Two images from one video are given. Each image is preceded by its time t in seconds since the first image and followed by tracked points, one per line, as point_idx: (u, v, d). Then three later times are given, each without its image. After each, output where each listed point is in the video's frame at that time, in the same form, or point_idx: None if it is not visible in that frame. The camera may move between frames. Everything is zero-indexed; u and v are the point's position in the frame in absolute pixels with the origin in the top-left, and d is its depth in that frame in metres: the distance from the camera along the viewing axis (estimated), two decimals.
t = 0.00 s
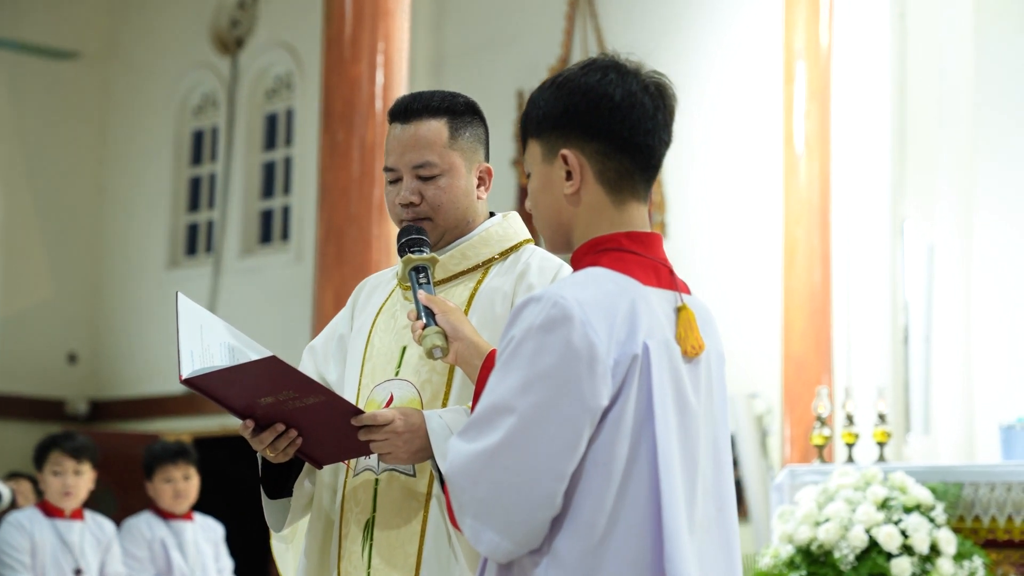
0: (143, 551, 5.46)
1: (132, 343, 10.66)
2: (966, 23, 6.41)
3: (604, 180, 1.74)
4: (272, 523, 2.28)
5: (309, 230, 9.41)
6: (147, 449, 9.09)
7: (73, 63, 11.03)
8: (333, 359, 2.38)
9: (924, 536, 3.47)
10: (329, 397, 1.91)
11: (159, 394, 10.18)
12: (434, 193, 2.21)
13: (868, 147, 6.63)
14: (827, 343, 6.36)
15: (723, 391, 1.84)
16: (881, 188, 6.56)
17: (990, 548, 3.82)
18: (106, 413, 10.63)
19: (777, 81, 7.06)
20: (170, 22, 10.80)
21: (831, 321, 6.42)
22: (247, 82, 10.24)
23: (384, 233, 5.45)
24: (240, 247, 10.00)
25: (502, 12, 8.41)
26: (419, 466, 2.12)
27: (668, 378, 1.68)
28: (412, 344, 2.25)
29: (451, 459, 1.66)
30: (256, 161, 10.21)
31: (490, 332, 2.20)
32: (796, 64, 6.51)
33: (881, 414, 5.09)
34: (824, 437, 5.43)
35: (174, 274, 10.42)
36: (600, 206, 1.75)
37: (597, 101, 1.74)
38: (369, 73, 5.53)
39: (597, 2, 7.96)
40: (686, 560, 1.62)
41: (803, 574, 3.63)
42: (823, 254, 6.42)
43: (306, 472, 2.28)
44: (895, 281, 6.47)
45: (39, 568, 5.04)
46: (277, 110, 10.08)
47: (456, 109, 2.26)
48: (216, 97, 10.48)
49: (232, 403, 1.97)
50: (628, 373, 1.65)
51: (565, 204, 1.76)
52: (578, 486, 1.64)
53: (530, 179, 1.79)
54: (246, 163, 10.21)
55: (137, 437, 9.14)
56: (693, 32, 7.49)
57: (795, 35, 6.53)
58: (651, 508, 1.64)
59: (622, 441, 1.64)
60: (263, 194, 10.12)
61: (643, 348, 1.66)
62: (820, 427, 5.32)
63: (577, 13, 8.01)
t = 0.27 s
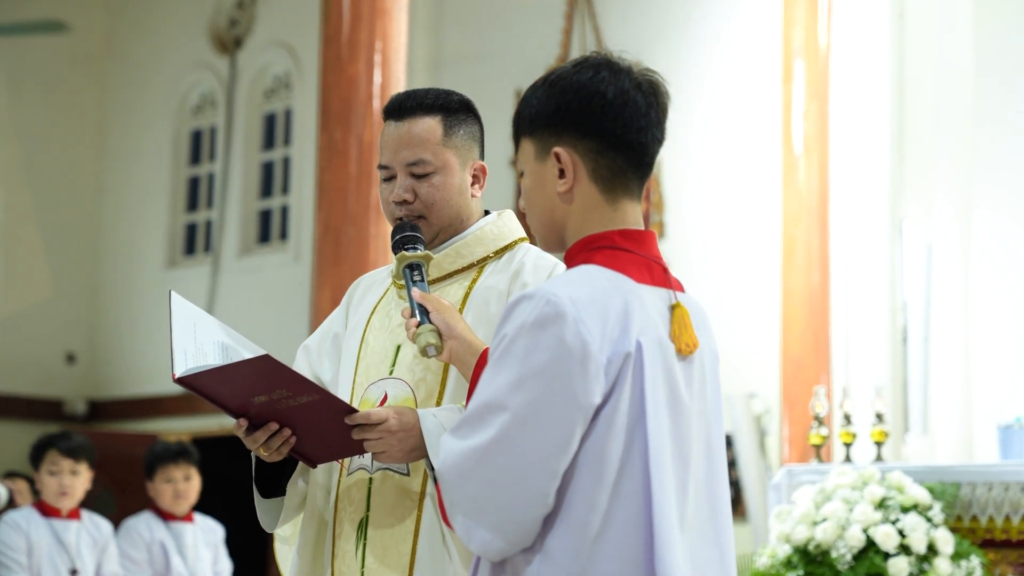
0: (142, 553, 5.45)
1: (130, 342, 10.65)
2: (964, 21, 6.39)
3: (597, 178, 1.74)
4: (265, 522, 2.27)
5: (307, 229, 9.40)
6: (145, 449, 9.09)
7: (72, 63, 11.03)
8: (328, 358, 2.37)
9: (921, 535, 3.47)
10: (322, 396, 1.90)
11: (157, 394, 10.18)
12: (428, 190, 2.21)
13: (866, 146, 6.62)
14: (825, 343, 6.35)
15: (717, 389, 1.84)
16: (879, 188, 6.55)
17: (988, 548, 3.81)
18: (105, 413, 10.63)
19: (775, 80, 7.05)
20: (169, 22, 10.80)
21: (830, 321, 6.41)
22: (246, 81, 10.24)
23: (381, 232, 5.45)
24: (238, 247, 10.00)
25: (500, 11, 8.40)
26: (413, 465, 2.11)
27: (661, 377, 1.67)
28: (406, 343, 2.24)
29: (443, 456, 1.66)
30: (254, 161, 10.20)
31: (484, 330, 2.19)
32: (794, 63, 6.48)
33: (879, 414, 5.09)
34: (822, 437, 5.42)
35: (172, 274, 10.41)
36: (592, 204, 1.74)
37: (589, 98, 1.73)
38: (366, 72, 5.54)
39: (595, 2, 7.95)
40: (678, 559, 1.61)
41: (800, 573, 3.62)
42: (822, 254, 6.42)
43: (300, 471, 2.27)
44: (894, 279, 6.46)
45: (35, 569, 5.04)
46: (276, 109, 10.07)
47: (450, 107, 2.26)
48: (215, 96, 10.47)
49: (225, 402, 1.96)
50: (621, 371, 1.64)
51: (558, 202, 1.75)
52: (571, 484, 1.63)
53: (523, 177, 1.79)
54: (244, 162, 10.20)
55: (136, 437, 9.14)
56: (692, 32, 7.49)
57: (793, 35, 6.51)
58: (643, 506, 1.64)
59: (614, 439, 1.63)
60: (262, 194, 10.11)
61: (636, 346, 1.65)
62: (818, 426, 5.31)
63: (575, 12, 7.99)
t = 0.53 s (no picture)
0: (139, 554, 5.43)
1: (129, 343, 10.64)
2: (962, 20, 6.38)
3: (589, 177, 1.73)
4: (258, 521, 2.26)
5: (305, 229, 9.40)
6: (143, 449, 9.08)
7: (71, 63, 11.02)
8: (321, 357, 2.37)
9: (918, 535, 3.46)
10: (315, 395, 1.89)
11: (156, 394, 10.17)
12: (422, 189, 2.20)
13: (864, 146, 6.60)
14: (823, 342, 6.34)
15: (710, 389, 1.83)
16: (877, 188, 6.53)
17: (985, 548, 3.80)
18: (103, 414, 10.63)
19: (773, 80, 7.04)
20: (167, 22, 10.80)
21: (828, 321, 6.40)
22: (245, 81, 10.23)
23: (379, 232, 5.44)
24: (237, 247, 9.99)
25: (498, 11, 8.39)
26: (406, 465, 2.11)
27: (653, 375, 1.66)
28: (400, 343, 2.24)
29: (434, 456, 1.65)
30: (252, 161, 10.20)
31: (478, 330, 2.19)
32: (792, 62, 6.47)
33: (877, 413, 5.08)
34: (820, 436, 5.41)
35: (170, 274, 10.40)
36: (584, 203, 1.74)
37: (581, 97, 1.72)
38: (364, 73, 5.54)
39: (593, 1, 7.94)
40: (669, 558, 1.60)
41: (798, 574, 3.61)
42: (820, 253, 6.41)
43: (293, 470, 2.26)
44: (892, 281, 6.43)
45: (30, 569, 5.04)
46: (275, 110, 10.07)
47: (444, 106, 2.25)
48: (214, 96, 10.47)
49: (217, 401, 1.96)
50: (612, 370, 1.64)
51: (549, 201, 1.75)
52: (562, 483, 1.62)
53: (515, 177, 1.78)
54: (243, 162, 10.19)
55: (135, 437, 9.13)
56: (690, 33, 7.48)
57: (791, 35, 6.50)
58: (634, 506, 1.63)
59: (606, 438, 1.62)
60: (260, 194, 10.11)
61: (628, 345, 1.65)
62: (815, 426, 5.30)
63: (574, 12, 7.98)
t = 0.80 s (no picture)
0: (138, 554, 5.43)
1: (129, 343, 10.65)
2: (962, 20, 6.37)
3: (583, 176, 1.72)
4: (254, 521, 2.25)
5: (304, 229, 9.39)
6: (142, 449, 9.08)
7: (71, 63, 11.02)
8: (318, 357, 2.36)
9: (917, 535, 3.45)
10: (309, 395, 1.89)
11: (156, 394, 10.17)
12: (417, 189, 2.19)
13: (864, 144, 6.58)
14: (823, 342, 6.33)
15: (706, 389, 1.82)
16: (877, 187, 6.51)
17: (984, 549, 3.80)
18: (103, 414, 10.64)
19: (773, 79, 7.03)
20: (167, 22, 10.79)
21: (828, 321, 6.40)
22: (245, 81, 10.23)
23: (377, 232, 5.43)
24: (237, 247, 9.99)
25: (498, 11, 8.37)
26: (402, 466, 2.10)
27: (649, 374, 1.66)
28: (397, 343, 2.23)
29: (429, 456, 1.64)
30: (253, 161, 10.19)
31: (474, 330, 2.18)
32: (792, 62, 6.45)
33: (876, 414, 5.07)
34: (819, 437, 5.40)
35: (170, 274, 10.40)
36: (579, 202, 1.73)
37: (575, 96, 1.72)
38: (363, 72, 5.53)
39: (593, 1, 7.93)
40: (664, 557, 1.60)
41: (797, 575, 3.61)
42: (820, 254, 6.40)
43: (289, 471, 2.26)
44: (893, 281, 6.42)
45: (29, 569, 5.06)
46: (275, 110, 10.06)
47: (440, 105, 2.24)
48: (214, 97, 10.47)
49: (212, 401, 1.95)
50: (608, 369, 1.63)
51: (544, 200, 1.74)
52: (557, 483, 1.62)
53: (509, 176, 1.77)
54: (242, 163, 10.19)
55: (135, 437, 9.12)
56: (690, 33, 7.47)
57: (791, 34, 6.48)
58: (630, 505, 1.63)
59: (601, 438, 1.62)
60: (260, 194, 10.11)
61: (624, 344, 1.64)
62: (814, 426, 5.29)
63: (573, 12, 7.97)
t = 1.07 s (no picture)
0: (138, 555, 5.42)
1: (130, 344, 10.65)
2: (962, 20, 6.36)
3: (580, 177, 1.72)
4: (253, 523, 2.25)
5: (304, 229, 9.39)
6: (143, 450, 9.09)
7: (71, 63, 11.02)
8: (317, 358, 2.35)
9: (917, 537, 3.45)
10: (305, 396, 1.88)
11: (156, 395, 10.18)
12: (414, 190, 2.19)
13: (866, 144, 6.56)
14: (824, 342, 6.32)
15: (704, 390, 1.82)
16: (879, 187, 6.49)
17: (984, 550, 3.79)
18: (103, 415, 10.64)
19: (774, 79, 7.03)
20: (168, 23, 10.79)
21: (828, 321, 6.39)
22: (245, 82, 10.22)
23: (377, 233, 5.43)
24: (237, 248, 9.99)
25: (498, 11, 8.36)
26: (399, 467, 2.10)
27: (646, 376, 1.65)
28: (395, 344, 2.22)
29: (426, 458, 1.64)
30: (253, 162, 10.20)
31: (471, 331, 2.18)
32: (792, 62, 6.44)
33: (875, 414, 5.07)
34: (819, 437, 5.39)
35: (171, 274, 10.40)
36: (576, 202, 1.73)
37: (571, 96, 1.71)
38: (362, 73, 5.54)
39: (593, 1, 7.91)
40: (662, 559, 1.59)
41: None
42: (821, 254, 6.39)
43: (287, 472, 2.25)
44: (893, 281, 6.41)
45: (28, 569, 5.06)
46: (275, 110, 10.06)
47: (437, 106, 2.24)
48: (214, 97, 10.47)
49: (209, 402, 1.94)
50: (605, 371, 1.62)
51: (541, 201, 1.74)
52: (555, 485, 1.61)
53: (506, 177, 1.77)
54: (243, 163, 10.18)
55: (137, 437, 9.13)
56: (690, 33, 7.46)
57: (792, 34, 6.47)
58: (627, 507, 1.62)
59: (599, 440, 1.61)
60: (260, 195, 10.11)
61: (621, 345, 1.64)
62: (814, 427, 5.29)
63: (574, 12, 7.95)
